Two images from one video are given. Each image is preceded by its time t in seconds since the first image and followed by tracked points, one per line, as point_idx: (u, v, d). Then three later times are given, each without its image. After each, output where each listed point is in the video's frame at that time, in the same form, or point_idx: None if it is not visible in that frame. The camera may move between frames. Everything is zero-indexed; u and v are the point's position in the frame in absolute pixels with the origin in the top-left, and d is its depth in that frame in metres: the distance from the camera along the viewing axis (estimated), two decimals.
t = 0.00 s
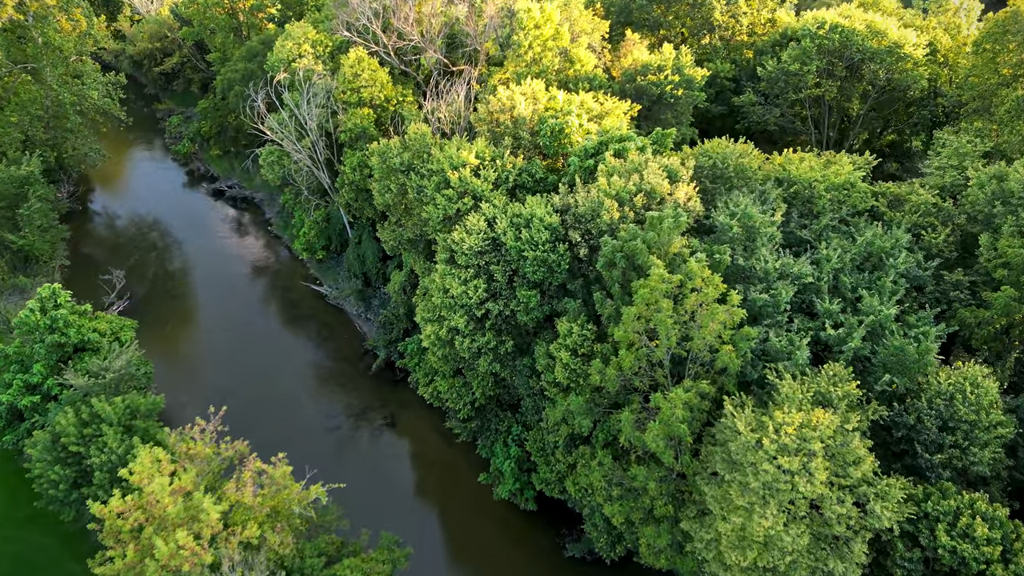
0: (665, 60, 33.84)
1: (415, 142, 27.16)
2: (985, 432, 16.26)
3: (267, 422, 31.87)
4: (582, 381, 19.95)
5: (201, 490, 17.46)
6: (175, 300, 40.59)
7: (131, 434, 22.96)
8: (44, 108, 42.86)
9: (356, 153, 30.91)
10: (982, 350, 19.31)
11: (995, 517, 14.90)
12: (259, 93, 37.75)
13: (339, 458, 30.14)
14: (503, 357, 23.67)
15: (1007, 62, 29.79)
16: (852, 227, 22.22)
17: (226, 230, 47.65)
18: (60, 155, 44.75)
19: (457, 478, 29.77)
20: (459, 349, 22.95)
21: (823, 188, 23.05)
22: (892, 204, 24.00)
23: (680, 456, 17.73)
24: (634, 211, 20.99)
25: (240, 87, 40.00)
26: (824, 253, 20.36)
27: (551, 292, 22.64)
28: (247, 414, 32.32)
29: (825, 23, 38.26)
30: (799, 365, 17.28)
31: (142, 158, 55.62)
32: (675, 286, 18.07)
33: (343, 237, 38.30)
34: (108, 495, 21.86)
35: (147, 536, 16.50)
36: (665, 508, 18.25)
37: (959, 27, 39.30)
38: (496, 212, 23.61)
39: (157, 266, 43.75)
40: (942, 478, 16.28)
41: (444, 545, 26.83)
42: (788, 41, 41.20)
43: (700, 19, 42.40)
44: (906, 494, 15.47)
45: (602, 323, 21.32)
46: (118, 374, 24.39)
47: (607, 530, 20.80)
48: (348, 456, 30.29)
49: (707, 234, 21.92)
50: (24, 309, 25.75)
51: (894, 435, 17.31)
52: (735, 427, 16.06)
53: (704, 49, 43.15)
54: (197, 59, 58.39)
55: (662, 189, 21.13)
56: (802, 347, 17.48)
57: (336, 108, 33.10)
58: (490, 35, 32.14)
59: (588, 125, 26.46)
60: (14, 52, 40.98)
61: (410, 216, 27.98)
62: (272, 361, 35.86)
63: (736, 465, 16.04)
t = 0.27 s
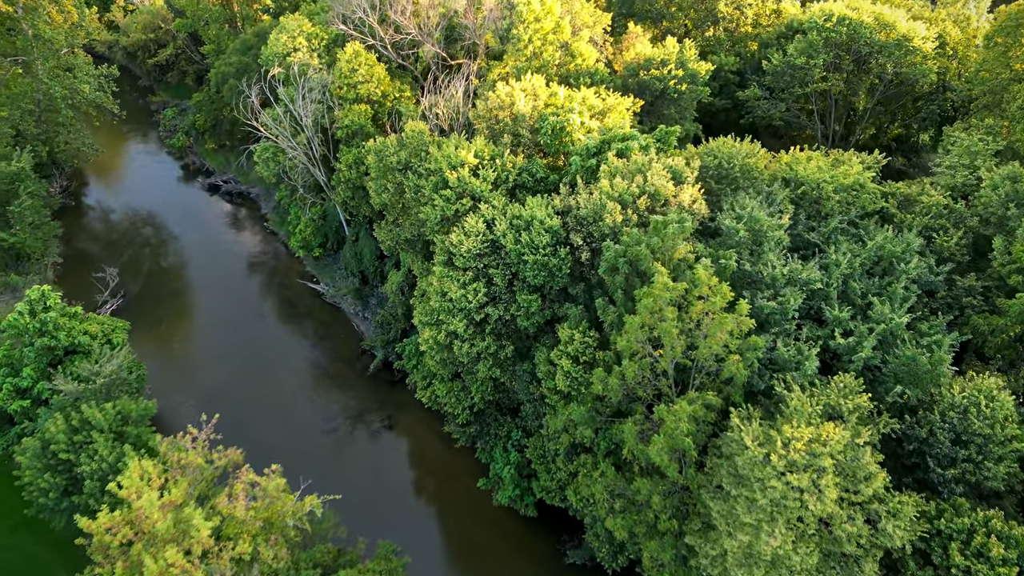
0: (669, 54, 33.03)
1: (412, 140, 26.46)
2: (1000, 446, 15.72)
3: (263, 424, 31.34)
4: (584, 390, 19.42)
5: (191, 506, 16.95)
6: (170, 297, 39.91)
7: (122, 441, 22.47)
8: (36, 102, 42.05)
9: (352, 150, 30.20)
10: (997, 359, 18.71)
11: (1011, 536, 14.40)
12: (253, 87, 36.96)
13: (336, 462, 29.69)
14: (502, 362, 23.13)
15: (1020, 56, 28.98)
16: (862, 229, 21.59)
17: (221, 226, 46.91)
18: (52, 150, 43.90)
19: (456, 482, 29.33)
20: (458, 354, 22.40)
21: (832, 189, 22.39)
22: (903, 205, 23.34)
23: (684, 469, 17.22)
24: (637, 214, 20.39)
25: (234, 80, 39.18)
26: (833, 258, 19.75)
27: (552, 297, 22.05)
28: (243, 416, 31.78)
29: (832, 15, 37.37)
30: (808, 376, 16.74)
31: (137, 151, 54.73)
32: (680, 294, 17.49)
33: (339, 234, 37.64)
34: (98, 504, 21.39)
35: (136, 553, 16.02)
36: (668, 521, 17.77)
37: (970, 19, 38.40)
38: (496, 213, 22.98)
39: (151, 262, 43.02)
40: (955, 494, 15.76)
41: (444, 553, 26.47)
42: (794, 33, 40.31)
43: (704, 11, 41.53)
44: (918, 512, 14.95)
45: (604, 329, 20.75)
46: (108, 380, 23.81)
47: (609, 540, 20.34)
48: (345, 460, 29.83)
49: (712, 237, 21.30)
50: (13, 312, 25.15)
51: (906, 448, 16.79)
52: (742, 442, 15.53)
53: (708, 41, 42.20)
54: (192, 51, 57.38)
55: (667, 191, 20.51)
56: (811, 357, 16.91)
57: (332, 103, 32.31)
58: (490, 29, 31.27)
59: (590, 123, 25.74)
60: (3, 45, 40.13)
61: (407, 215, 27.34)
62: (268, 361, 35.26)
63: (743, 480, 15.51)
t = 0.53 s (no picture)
0: (672, 48, 32.25)
1: (409, 139, 25.81)
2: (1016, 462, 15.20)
3: (259, 426, 30.82)
4: (585, 400, 18.92)
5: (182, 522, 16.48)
6: (164, 295, 39.28)
7: (113, 449, 21.98)
8: (26, 96, 41.22)
9: (348, 148, 29.52)
10: (1010, 369, 18.17)
11: None
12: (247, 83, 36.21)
13: (333, 465, 29.22)
14: (502, 368, 22.61)
15: None
16: (871, 233, 20.99)
17: (217, 222, 46.20)
18: (43, 145, 43.07)
19: (454, 487, 28.91)
20: (456, 360, 21.90)
21: (841, 191, 21.76)
22: (913, 207, 22.70)
23: (689, 483, 16.73)
24: (640, 218, 19.79)
25: (227, 75, 38.40)
26: (842, 264, 19.17)
27: (553, 302, 21.49)
28: (239, 417, 31.26)
29: (840, 8, 36.47)
30: (817, 389, 16.21)
31: (131, 145, 53.86)
32: (685, 304, 16.94)
33: (336, 232, 37.01)
34: (89, 515, 20.93)
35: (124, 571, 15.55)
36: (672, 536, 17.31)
37: (980, 12, 37.46)
38: (495, 216, 22.39)
39: (145, 259, 42.34)
40: (968, 511, 15.27)
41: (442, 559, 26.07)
42: (800, 26, 39.46)
43: (708, 3, 40.65)
44: (932, 531, 14.47)
45: (606, 336, 20.22)
46: (99, 386, 23.25)
47: (611, 552, 19.91)
48: (342, 463, 29.35)
49: (718, 241, 20.69)
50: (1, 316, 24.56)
51: (917, 463, 16.30)
52: (750, 458, 15.02)
53: (712, 34, 41.29)
54: (186, 43, 56.42)
55: (671, 194, 19.91)
56: (821, 369, 16.38)
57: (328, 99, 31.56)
58: (488, 23, 30.46)
59: (592, 121, 25.05)
60: None
61: (404, 216, 26.73)
62: (264, 361, 34.68)
63: (750, 497, 15.02)
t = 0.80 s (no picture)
0: (676, 43, 31.46)
1: (406, 139, 25.19)
2: None
3: (254, 431, 30.33)
4: (587, 411, 18.42)
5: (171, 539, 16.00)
6: (158, 294, 38.62)
7: (104, 458, 21.50)
8: (17, 90, 40.40)
9: (344, 146, 28.84)
10: None
11: None
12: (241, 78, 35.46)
13: (330, 471, 28.76)
14: (502, 375, 22.10)
15: None
16: (881, 238, 20.41)
17: (212, 218, 45.49)
18: (35, 141, 42.16)
19: (453, 493, 28.50)
20: (455, 368, 21.39)
21: (850, 194, 21.14)
22: (924, 210, 22.07)
23: (693, 499, 16.28)
24: (644, 223, 19.21)
25: (221, 70, 37.55)
26: (851, 271, 18.62)
27: (554, 309, 20.93)
28: (234, 422, 30.77)
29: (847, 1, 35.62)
30: (827, 403, 15.68)
31: (125, 139, 52.97)
32: (691, 315, 16.38)
33: (333, 231, 36.38)
34: (79, 526, 20.47)
35: None
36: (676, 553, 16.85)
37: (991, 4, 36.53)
38: (494, 220, 21.89)
39: (139, 257, 41.62)
40: (982, 531, 14.79)
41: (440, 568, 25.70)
42: (806, 19, 38.62)
43: None
44: (945, 553, 13.99)
45: (609, 345, 19.69)
46: (89, 394, 22.67)
47: (613, 565, 19.47)
48: (339, 469, 28.90)
49: (723, 247, 20.10)
50: None
51: (929, 479, 15.82)
52: (757, 476, 14.53)
53: (716, 27, 40.46)
54: (180, 35, 55.47)
55: (676, 199, 19.34)
56: (830, 383, 15.85)
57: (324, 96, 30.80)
58: (487, 17, 29.67)
59: (594, 121, 24.39)
60: None
61: (402, 217, 26.11)
62: (259, 362, 34.12)
63: (757, 517, 14.53)
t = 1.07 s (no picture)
0: (679, 39, 30.72)
1: (403, 140, 24.58)
2: None
3: (249, 436, 29.82)
4: (589, 424, 17.91)
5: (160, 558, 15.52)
6: (152, 293, 37.99)
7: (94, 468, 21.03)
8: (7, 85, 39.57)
9: (340, 146, 28.18)
10: None
11: None
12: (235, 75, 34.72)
13: (326, 476, 28.30)
14: (501, 383, 21.58)
15: None
16: (891, 244, 19.85)
17: (207, 215, 44.84)
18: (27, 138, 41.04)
19: (451, 499, 28.09)
20: (453, 376, 20.88)
21: (859, 199, 20.53)
22: (935, 215, 21.48)
23: (698, 518, 15.79)
24: (647, 230, 18.63)
25: (215, 65, 36.72)
26: (861, 280, 18.08)
27: (554, 317, 20.38)
28: (228, 426, 30.26)
29: None
30: (836, 420, 15.16)
31: (118, 134, 52.13)
32: (696, 328, 15.84)
33: (329, 231, 35.77)
34: (69, 539, 20.01)
35: None
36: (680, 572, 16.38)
37: None
38: (493, 225, 21.31)
39: (132, 254, 40.91)
40: (996, 553, 14.31)
41: None
42: (812, 14, 37.80)
43: None
44: None
45: (611, 355, 19.17)
46: (78, 402, 22.12)
47: None
48: (335, 474, 28.44)
49: (728, 254, 19.54)
50: None
51: (941, 498, 15.34)
52: (765, 497, 14.03)
53: (720, 21, 39.65)
54: (175, 28, 54.54)
55: (680, 205, 18.76)
56: (840, 399, 15.33)
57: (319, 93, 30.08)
58: (486, 13, 28.94)
59: (596, 121, 23.73)
60: None
61: (399, 220, 25.51)
62: (254, 365, 33.57)
63: (765, 539, 14.03)
